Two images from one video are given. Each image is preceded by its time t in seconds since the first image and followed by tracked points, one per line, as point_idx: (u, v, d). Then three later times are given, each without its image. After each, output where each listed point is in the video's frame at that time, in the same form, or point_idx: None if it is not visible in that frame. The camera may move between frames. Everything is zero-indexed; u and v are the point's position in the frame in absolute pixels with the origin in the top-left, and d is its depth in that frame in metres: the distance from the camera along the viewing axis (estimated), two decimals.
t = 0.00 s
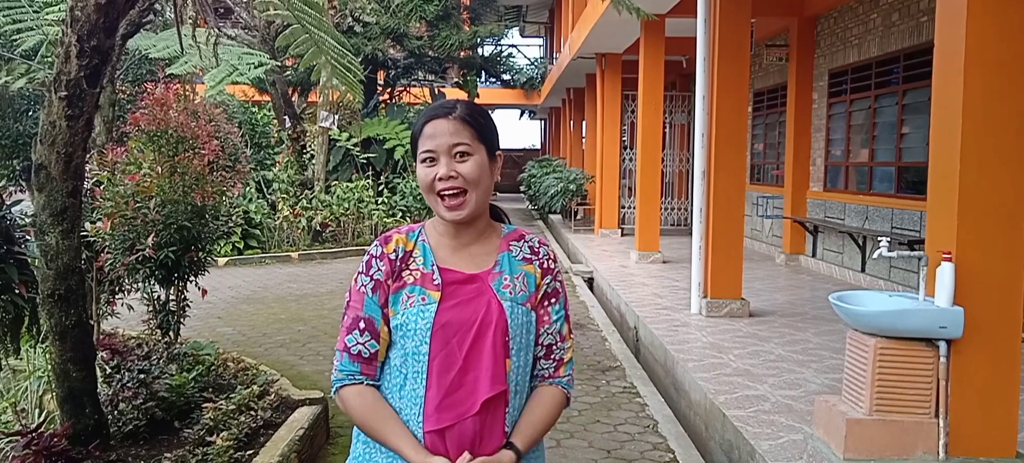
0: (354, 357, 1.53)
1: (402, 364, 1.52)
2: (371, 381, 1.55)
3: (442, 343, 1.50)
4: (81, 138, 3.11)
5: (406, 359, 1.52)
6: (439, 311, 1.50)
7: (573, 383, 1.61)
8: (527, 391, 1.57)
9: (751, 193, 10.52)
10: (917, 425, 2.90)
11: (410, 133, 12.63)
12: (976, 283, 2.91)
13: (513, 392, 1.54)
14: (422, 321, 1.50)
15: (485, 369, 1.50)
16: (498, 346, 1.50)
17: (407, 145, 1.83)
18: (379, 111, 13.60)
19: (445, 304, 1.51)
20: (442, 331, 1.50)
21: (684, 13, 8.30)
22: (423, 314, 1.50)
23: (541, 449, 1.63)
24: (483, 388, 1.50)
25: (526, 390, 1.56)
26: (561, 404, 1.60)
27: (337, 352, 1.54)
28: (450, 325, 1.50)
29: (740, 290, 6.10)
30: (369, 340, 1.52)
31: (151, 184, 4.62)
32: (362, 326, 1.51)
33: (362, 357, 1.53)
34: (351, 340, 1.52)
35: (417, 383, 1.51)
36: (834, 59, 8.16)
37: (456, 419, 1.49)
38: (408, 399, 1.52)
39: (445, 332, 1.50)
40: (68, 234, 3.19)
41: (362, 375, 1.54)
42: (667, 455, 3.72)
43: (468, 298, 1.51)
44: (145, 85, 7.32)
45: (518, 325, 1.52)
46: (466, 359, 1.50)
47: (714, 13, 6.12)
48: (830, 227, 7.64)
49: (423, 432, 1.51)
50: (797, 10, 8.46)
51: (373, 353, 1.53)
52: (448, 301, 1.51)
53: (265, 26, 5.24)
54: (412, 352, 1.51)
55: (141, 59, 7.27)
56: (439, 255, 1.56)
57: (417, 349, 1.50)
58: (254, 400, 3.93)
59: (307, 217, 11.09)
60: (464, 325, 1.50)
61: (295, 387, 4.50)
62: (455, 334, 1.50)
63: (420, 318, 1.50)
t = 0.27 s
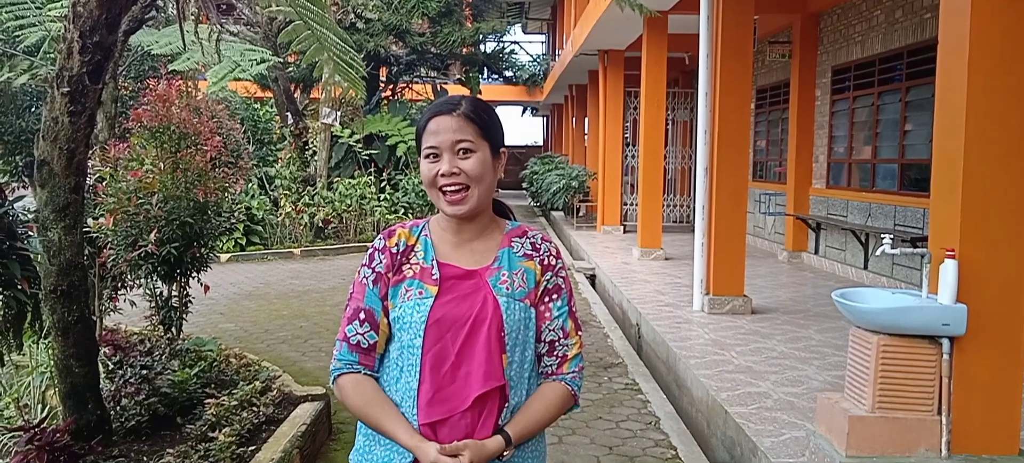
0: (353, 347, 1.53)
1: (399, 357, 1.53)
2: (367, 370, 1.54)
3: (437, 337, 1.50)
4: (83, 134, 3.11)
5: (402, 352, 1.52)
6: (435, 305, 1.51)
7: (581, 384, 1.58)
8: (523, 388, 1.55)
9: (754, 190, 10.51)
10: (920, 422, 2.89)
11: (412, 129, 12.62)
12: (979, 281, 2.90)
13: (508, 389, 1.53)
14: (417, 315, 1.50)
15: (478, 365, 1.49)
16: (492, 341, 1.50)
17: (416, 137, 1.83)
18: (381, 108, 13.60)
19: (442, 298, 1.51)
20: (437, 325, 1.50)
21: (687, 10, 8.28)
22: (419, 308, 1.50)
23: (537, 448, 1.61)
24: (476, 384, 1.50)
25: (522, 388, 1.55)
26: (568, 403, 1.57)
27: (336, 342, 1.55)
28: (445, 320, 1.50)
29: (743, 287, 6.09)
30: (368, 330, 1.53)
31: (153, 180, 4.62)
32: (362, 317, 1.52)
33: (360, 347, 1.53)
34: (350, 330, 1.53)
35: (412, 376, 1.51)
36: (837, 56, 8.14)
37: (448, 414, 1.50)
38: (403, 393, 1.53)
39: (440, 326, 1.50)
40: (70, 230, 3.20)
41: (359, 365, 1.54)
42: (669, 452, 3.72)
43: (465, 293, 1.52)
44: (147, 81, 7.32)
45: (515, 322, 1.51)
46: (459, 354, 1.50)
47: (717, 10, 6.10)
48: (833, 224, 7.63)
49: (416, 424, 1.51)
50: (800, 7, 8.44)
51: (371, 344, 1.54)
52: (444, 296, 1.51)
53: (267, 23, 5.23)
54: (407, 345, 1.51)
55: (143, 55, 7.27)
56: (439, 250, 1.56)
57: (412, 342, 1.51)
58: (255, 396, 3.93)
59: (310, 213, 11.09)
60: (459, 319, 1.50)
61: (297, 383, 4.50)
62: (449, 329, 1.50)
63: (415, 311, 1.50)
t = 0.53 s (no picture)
0: (350, 347, 1.53)
1: (396, 356, 1.53)
2: (365, 369, 1.54)
3: (434, 337, 1.50)
4: (80, 134, 3.10)
5: (399, 352, 1.52)
6: (432, 305, 1.50)
7: (577, 385, 1.57)
8: (520, 388, 1.55)
9: (752, 189, 10.52)
10: (917, 422, 2.89)
11: (410, 129, 12.62)
12: (977, 281, 2.90)
13: (506, 388, 1.52)
14: (414, 314, 1.50)
15: (475, 365, 1.49)
16: (490, 341, 1.49)
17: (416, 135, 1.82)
18: (379, 108, 13.59)
19: (439, 298, 1.51)
20: (434, 325, 1.49)
21: (685, 9, 8.28)
22: (416, 308, 1.50)
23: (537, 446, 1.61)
24: (474, 384, 1.49)
25: (519, 388, 1.54)
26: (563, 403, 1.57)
27: (333, 342, 1.54)
28: (442, 320, 1.49)
29: (741, 287, 6.09)
30: (365, 330, 1.52)
31: (150, 180, 4.61)
32: (359, 316, 1.52)
33: (358, 346, 1.53)
34: (348, 330, 1.52)
35: (408, 376, 1.51)
36: (834, 55, 8.15)
37: (445, 414, 1.49)
38: (400, 392, 1.53)
39: (437, 326, 1.50)
40: (67, 230, 3.18)
41: (357, 364, 1.53)
42: (667, 451, 3.72)
43: (463, 293, 1.51)
44: (144, 81, 7.31)
45: (512, 321, 1.51)
46: (456, 354, 1.50)
47: (715, 9, 6.10)
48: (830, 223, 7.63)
49: (413, 423, 1.51)
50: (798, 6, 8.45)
51: (369, 343, 1.53)
52: (441, 295, 1.51)
53: (264, 23, 5.23)
54: (405, 345, 1.51)
55: (140, 55, 7.25)
56: (437, 250, 1.56)
57: (409, 342, 1.50)
58: (253, 396, 3.92)
59: (307, 213, 11.08)
60: (456, 319, 1.50)
61: (294, 383, 4.50)
62: (447, 329, 1.49)
63: (412, 311, 1.50)
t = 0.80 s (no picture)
0: (351, 347, 1.52)
1: (396, 355, 1.52)
2: (365, 369, 1.53)
3: (435, 336, 1.49)
4: (79, 132, 3.09)
5: (400, 351, 1.51)
6: (433, 303, 1.50)
7: (578, 381, 1.57)
8: (521, 385, 1.55)
9: (751, 189, 10.52)
10: (917, 422, 2.89)
11: (409, 128, 12.61)
12: (976, 282, 2.90)
13: (507, 385, 1.52)
14: (415, 314, 1.49)
15: (477, 363, 1.49)
16: (491, 339, 1.49)
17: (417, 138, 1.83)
18: (378, 106, 13.58)
19: (440, 296, 1.50)
20: (435, 324, 1.49)
21: (684, 8, 8.28)
22: (416, 307, 1.49)
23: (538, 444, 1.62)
24: (476, 382, 1.49)
25: (520, 385, 1.54)
26: (563, 401, 1.57)
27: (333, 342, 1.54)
28: (443, 318, 1.49)
29: (740, 286, 6.09)
30: (365, 329, 1.52)
31: (149, 178, 4.60)
32: (359, 316, 1.51)
33: (358, 346, 1.52)
34: (348, 330, 1.52)
35: (410, 375, 1.50)
36: (834, 55, 8.15)
37: (448, 413, 1.49)
38: (401, 392, 1.52)
39: (438, 325, 1.49)
40: (66, 228, 3.18)
41: (358, 364, 1.52)
42: (666, 451, 3.72)
43: (464, 291, 1.51)
44: (143, 79, 7.30)
45: (512, 318, 1.51)
46: (458, 352, 1.49)
47: (714, 9, 6.10)
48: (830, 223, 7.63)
49: (414, 422, 1.50)
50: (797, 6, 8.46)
51: (369, 343, 1.53)
52: (442, 294, 1.50)
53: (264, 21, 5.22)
54: (406, 344, 1.50)
55: (139, 53, 7.25)
56: (437, 247, 1.55)
57: (411, 341, 1.50)
58: (252, 394, 3.92)
59: (306, 211, 11.08)
60: (458, 318, 1.49)
61: (293, 382, 4.50)
62: (448, 327, 1.49)
63: (414, 310, 1.49)
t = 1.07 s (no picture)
0: (348, 339, 1.51)
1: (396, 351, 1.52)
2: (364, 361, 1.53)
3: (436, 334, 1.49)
4: (82, 130, 3.10)
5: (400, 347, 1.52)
6: (434, 301, 1.50)
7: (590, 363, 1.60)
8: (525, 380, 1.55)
9: (753, 187, 10.51)
10: (920, 420, 2.89)
11: (412, 126, 12.61)
12: (979, 281, 2.89)
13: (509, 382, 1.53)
14: (416, 310, 1.49)
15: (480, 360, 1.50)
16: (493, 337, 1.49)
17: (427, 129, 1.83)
18: (380, 105, 13.59)
19: (441, 293, 1.50)
20: (436, 322, 1.49)
21: (687, 7, 8.27)
22: (417, 304, 1.49)
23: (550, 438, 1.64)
24: (479, 381, 1.50)
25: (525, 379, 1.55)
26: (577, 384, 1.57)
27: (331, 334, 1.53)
28: (444, 317, 1.49)
29: (743, 285, 6.08)
30: (364, 322, 1.51)
31: (152, 176, 4.61)
32: (357, 308, 1.51)
33: (355, 338, 1.51)
34: (344, 322, 1.51)
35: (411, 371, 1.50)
36: (837, 53, 8.14)
37: (451, 410, 1.50)
38: (403, 387, 1.52)
39: (439, 323, 1.49)
40: (69, 226, 3.18)
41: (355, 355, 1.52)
42: (668, 449, 3.72)
43: (465, 288, 1.51)
44: (146, 77, 7.31)
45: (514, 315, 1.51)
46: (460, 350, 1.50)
47: (717, 7, 6.09)
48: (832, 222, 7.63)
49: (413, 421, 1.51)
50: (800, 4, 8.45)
51: (367, 335, 1.52)
52: (443, 291, 1.51)
53: (267, 19, 5.22)
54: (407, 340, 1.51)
55: (142, 51, 7.26)
56: (437, 243, 1.55)
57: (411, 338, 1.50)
58: (255, 392, 3.93)
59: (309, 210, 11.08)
60: (459, 315, 1.50)
61: (296, 380, 4.50)
62: (449, 325, 1.49)
63: (415, 307, 1.49)
